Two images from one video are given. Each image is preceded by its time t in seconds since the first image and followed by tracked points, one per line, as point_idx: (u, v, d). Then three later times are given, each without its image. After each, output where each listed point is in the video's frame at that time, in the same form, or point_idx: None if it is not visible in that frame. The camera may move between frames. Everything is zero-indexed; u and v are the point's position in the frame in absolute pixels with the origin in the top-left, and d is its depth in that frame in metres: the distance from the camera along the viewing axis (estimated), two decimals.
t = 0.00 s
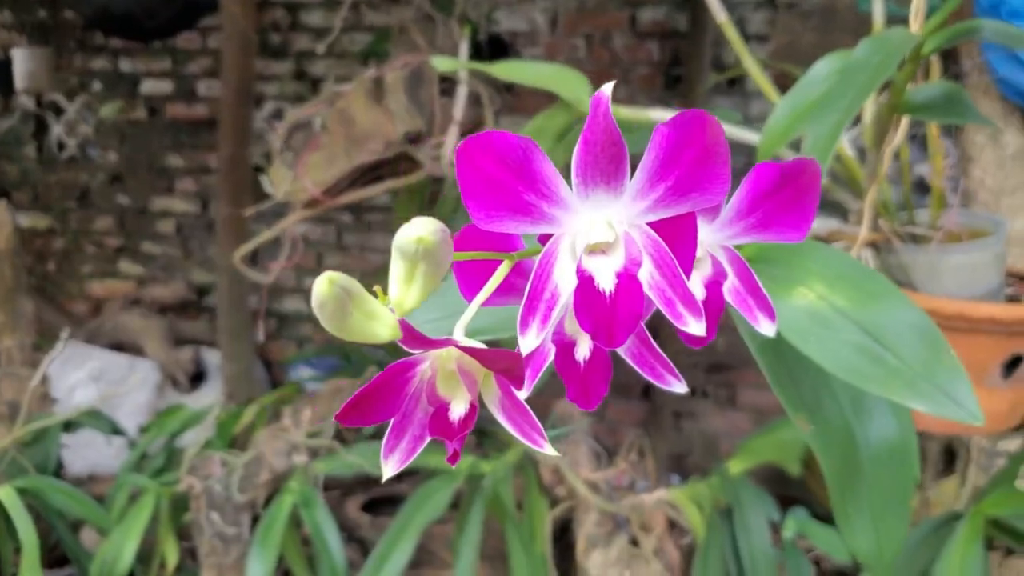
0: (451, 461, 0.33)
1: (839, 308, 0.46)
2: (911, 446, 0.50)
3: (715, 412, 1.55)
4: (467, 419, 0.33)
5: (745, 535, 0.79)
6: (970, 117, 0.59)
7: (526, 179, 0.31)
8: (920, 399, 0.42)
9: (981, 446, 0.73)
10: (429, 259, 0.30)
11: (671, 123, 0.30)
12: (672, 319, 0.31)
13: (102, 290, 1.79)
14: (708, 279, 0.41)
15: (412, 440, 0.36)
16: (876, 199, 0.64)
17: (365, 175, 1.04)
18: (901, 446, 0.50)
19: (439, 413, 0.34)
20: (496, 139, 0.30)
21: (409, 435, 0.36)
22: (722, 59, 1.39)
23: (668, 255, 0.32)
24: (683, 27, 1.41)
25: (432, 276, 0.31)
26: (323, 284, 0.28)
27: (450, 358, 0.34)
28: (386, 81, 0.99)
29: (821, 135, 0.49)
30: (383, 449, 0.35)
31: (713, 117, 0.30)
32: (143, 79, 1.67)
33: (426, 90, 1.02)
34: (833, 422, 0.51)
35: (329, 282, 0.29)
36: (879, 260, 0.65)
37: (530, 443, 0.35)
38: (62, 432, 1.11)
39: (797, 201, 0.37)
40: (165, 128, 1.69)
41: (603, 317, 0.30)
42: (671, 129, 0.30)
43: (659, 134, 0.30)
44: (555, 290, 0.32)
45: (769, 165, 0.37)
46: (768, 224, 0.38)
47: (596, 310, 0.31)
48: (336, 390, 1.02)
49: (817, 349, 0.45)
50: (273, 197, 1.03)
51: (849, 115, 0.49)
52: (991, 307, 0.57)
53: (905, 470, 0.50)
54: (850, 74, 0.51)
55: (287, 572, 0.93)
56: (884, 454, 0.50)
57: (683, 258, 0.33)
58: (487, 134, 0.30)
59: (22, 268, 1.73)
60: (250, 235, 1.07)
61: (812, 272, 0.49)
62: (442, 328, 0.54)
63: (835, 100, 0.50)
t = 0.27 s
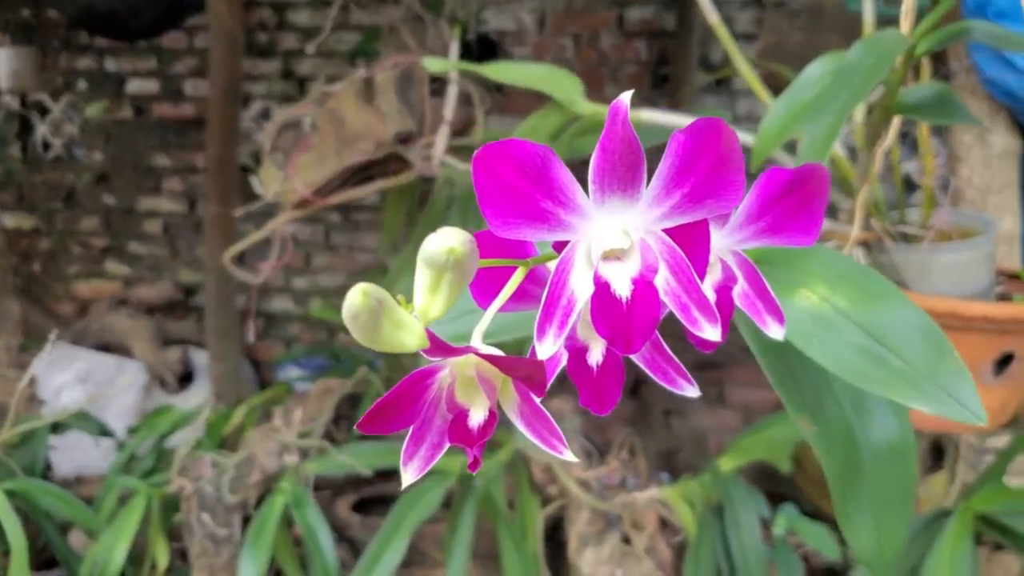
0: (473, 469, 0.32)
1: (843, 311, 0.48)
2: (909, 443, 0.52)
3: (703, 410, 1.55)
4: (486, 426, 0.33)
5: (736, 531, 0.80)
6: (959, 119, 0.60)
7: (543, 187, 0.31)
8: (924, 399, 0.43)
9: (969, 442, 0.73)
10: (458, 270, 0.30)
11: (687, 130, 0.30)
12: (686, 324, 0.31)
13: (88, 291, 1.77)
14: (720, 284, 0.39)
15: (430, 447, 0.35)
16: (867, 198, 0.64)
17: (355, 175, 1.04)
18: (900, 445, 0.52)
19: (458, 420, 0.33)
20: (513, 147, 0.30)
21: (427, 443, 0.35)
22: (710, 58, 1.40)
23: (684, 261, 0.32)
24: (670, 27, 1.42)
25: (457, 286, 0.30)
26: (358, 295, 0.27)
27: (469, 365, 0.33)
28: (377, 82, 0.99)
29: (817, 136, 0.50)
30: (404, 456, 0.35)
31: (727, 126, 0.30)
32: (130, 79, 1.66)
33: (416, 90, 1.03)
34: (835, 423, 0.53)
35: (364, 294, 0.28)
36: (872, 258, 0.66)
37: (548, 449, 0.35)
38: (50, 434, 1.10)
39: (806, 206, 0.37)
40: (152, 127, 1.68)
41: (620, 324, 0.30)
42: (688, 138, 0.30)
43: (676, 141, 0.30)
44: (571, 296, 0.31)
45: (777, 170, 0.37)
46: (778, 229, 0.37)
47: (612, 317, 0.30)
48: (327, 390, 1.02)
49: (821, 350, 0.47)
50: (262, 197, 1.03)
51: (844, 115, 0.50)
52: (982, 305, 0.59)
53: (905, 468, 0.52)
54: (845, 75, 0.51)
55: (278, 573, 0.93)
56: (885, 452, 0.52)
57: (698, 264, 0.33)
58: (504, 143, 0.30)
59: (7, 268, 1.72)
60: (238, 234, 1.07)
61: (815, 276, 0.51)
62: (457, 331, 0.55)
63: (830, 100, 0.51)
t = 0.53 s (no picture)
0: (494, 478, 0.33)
1: (845, 314, 0.49)
2: (909, 444, 0.53)
3: (692, 407, 1.56)
4: (507, 436, 0.33)
5: (728, 528, 0.80)
6: (950, 119, 0.60)
7: (561, 199, 0.31)
8: (926, 402, 0.43)
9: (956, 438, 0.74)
10: (487, 285, 0.30)
11: (702, 142, 0.30)
12: (701, 332, 0.31)
13: (75, 291, 1.75)
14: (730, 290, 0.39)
15: (451, 455, 0.35)
16: (859, 199, 0.65)
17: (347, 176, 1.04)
18: (900, 446, 0.53)
19: (478, 429, 0.33)
20: (532, 161, 0.30)
21: (448, 451, 0.35)
22: (698, 57, 1.40)
23: (700, 271, 0.32)
24: (658, 25, 1.41)
25: (484, 300, 0.31)
26: (396, 312, 0.29)
27: (489, 374, 0.33)
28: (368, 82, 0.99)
29: (814, 137, 0.51)
30: (425, 465, 0.35)
31: (741, 136, 0.30)
32: (116, 78, 1.63)
33: (408, 91, 1.03)
34: (835, 423, 0.54)
35: (401, 310, 0.29)
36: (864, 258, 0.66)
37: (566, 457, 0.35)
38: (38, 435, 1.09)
39: (815, 213, 0.37)
40: (139, 127, 1.64)
41: (637, 332, 0.31)
42: (702, 149, 0.30)
43: (691, 153, 0.30)
44: (589, 304, 0.32)
45: (784, 178, 0.37)
46: (788, 236, 0.38)
47: (630, 326, 0.31)
48: (319, 390, 1.02)
49: (824, 353, 0.47)
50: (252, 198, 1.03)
51: (839, 115, 0.50)
52: (972, 304, 0.60)
53: (904, 469, 0.52)
54: (839, 77, 0.52)
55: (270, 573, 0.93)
56: (885, 452, 0.53)
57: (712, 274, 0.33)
58: (523, 155, 0.30)
59: None
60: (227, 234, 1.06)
61: (817, 278, 0.51)
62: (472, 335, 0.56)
63: (825, 102, 0.52)
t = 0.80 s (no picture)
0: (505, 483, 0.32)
1: (843, 316, 0.49)
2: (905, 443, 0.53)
3: (680, 405, 1.57)
4: (518, 441, 0.33)
5: (718, 527, 0.80)
6: (939, 120, 0.61)
7: (569, 206, 0.31)
8: (923, 402, 0.44)
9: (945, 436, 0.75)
10: (503, 295, 0.31)
11: (709, 149, 0.30)
12: (707, 337, 0.31)
13: (60, 292, 1.73)
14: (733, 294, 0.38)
15: (462, 460, 0.35)
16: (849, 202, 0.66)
17: (338, 176, 1.04)
18: (896, 445, 0.53)
19: (489, 434, 0.33)
20: (539, 168, 0.30)
21: (458, 456, 0.35)
22: (685, 56, 1.40)
23: (705, 276, 0.32)
24: (645, 25, 1.42)
25: (498, 310, 0.31)
26: (416, 320, 0.29)
27: (499, 380, 0.33)
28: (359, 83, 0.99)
29: (807, 139, 0.51)
30: (434, 469, 0.35)
31: (745, 142, 0.30)
32: (101, 78, 1.61)
33: (398, 91, 1.03)
34: (832, 424, 0.55)
35: (422, 320, 0.29)
36: (855, 258, 0.67)
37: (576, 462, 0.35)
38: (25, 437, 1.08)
39: (815, 218, 0.37)
40: (125, 127, 1.63)
41: (644, 338, 0.30)
42: (709, 156, 0.30)
43: (698, 160, 0.30)
44: (596, 310, 0.32)
45: (785, 182, 0.36)
46: (788, 240, 0.37)
47: (637, 331, 0.30)
48: (309, 391, 1.02)
49: (822, 354, 0.47)
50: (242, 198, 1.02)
51: (833, 117, 0.51)
52: (963, 302, 0.61)
53: (899, 468, 0.53)
54: (831, 80, 0.53)
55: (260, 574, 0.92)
56: (881, 451, 0.53)
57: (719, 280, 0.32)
58: (529, 163, 0.30)
59: None
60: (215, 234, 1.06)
61: (815, 281, 0.52)
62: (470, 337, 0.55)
63: (817, 104, 0.52)
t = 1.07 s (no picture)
0: (513, 482, 0.33)
1: (837, 316, 0.50)
2: (897, 441, 0.54)
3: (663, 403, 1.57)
4: (526, 440, 0.33)
5: (704, 526, 0.81)
6: (926, 121, 0.61)
7: (575, 206, 0.31)
8: (919, 401, 0.44)
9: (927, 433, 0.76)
10: (515, 295, 0.31)
11: (715, 150, 0.31)
12: (711, 336, 0.32)
13: (39, 292, 1.71)
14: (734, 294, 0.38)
15: (469, 460, 0.35)
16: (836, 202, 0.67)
17: (323, 176, 1.04)
18: (888, 443, 0.54)
19: (497, 434, 0.33)
20: (547, 169, 0.30)
21: (466, 456, 0.35)
22: (667, 56, 1.40)
23: (710, 276, 0.33)
24: (627, 25, 1.42)
25: (509, 310, 0.32)
26: (436, 319, 0.29)
27: (507, 381, 0.33)
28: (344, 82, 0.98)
29: (797, 139, 0.51)
30: (443, 469, 0.35)
31: (750, 146, 0.30)
32: (80, 76, 1.59)
33: (384, 90, 1.02)
34: (825, 422, 0.55)
35: (441, 320, 0.29)
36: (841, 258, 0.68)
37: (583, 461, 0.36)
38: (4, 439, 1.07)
39: (814, 219, 0.37)
40: (104, 125, 1.61)
41: (650, 338, 0.31)
42: (714, 158, 0.31)
43: (703, 161, 0.31)
44: (602, 310, 0.32)
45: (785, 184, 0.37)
46: (788, 241, 0.37)
47: (643, 331, 0.31)
48: (295, 391, 1.02)
49: (818, 354, 0.48)
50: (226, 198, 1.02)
51: (823, 119, 0.51)
52: (949, 301, 0.61)
53: (891, 466, 0.54)
54: (820, 82, 0.53)
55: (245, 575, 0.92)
56: (874, 449, 0.54)
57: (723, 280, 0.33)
58: (538, 163, 0.30)
59: None
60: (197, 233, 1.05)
61: (809, 280, 0.52)
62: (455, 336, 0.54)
63: (807, 105, 0.52)
